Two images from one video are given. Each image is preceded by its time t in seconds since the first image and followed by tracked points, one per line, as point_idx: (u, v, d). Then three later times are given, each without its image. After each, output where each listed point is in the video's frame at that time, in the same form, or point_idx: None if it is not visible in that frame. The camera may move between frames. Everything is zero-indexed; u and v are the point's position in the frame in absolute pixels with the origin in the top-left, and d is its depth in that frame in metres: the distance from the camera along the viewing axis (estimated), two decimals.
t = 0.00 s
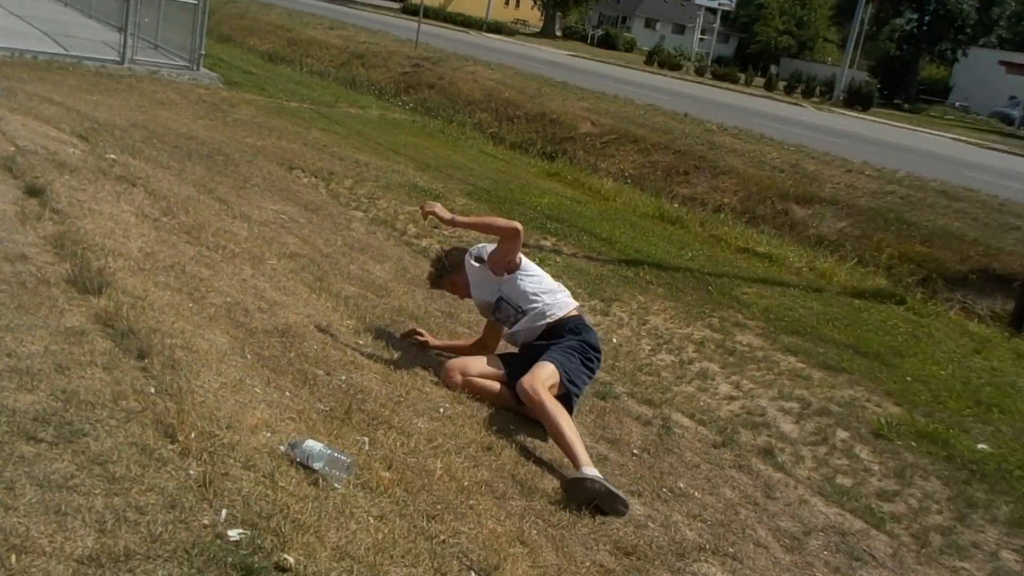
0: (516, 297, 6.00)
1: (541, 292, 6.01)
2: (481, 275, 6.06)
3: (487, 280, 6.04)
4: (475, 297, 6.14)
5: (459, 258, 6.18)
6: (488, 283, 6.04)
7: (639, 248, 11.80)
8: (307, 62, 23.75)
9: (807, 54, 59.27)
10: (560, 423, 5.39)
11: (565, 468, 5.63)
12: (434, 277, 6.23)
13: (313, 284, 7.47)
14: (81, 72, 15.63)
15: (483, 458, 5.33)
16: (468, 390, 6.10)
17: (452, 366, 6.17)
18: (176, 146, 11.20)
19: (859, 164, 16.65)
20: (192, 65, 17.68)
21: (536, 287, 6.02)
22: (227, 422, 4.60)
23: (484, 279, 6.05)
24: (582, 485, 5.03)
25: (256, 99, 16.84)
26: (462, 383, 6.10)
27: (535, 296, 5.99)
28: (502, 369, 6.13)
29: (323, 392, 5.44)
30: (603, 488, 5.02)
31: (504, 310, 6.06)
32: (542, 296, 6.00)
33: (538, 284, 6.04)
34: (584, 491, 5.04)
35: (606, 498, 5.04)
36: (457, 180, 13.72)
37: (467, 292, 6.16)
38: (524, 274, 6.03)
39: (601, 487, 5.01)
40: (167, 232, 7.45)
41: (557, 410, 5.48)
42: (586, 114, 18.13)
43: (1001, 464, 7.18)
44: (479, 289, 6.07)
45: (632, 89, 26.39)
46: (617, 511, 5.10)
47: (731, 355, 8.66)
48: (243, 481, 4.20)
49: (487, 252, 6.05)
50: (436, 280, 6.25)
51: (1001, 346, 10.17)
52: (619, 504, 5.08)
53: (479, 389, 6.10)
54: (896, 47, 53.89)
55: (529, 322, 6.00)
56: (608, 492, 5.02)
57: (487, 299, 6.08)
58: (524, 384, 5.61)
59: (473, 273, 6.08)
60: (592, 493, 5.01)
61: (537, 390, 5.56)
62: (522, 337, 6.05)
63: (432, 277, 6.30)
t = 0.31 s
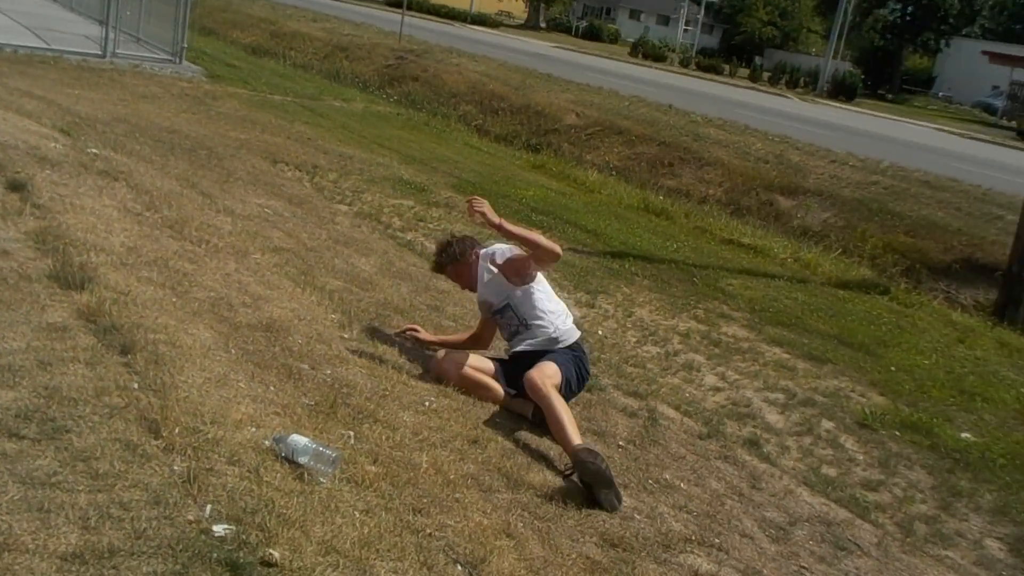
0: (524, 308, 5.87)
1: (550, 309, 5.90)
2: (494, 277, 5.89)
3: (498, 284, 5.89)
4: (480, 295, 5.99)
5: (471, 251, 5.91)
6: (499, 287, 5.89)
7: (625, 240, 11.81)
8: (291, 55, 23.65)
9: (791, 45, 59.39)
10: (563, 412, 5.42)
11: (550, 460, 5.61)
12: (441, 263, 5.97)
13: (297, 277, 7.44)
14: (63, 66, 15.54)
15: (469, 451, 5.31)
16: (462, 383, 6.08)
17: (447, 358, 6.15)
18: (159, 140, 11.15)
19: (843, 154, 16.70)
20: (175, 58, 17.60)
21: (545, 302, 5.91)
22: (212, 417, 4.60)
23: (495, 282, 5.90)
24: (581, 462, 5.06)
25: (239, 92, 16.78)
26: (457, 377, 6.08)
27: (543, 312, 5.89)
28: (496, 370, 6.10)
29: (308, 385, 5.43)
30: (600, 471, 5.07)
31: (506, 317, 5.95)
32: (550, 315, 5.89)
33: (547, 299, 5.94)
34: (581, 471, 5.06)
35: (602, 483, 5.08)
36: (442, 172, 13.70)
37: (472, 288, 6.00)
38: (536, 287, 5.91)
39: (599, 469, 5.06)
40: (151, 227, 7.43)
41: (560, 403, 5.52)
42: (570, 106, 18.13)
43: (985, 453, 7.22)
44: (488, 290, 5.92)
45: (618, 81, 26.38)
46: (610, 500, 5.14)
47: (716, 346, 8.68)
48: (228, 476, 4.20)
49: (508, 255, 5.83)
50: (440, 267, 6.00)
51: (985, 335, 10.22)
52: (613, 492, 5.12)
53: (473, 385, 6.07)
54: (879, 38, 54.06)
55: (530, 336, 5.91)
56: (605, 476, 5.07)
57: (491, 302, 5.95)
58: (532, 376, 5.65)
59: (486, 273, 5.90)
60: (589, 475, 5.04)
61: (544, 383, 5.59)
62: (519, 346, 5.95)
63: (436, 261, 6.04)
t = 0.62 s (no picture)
0: (530, 324, 5.90)
1: (555, 331, 5.96)
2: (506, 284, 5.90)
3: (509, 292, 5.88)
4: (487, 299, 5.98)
5: (490, 253, 5.98)
6: (509, 295, 5.88)
7: (615, 236, 11.81)
8: (279, 53, 23.60)
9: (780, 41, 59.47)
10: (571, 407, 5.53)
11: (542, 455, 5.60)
12: (458, 252, 5.95)
13: (286, 275, 7.42)
14: (50, 64, 15.47)
15: (460, 448, 5.29)
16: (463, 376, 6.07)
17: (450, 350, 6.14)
18: (148, 138, 11.11)
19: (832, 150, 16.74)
20: (163, 56, 17.53)
21: (550, 322, 5.96)
22: (201, 414, 4.59)
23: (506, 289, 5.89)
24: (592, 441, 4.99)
25: (228, 90, 16.73)
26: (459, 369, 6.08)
27: (548, 329, 5.94)
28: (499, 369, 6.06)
29: (298, 383, 5.41)
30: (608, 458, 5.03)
31: (509, 328, 5.95)
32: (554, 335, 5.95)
33: (553, 318, 5.99)
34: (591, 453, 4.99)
35: (607, 472, 5.06)
36: (432, 170, 13.68)
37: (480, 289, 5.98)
38: (545, 304, 5.95)
39: (609, 453, 5.00)
40: (139, 225, 7.40)
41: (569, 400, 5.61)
42: (560, 103, 18.13)
43: (975, 447, 7.24)
44: (500, 297, 5.89)
45: (607, 77, 26.35)
46: (611, 493, 5.11)
47: (707, 342, 8.68)
48: (217, 473, 4.19)
49: (526, 270, 5.86)
50: (455, 258, 5.98)
51: (973, 330, 10.26)
52: (616, 484, 5.10)
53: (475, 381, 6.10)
54: (868, 34, 54.17)
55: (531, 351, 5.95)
56: (612, 465, 5.03)
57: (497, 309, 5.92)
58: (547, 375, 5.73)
59: (500, 280, 5.92)
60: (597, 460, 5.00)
61: (558, 383, 5.66)
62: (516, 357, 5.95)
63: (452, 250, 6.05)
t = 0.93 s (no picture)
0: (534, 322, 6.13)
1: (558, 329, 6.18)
2: (513, 290, 6.11)
3: (516, 297, 6.11)
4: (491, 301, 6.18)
5: (497, 254, 6.05)
6: (516, 301, 6.11)
7: (606, 231, 11.81)
8: (270, 49, 23.53)
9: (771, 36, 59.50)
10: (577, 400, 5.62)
11: (534, 450, 5.59)
12: (465, 254, 5.98)
13: (278, 272, 7.41)
14: (39, 61, 15.40)
15: (452, 445, 5.29)
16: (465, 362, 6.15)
17: (458, 335, 6.24)
18: (137, 135, 11.09)
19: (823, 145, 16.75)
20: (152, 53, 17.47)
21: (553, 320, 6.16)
22: (192, 413, 4.60)
23: (512, 294, 6.11)
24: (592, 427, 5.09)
25: (218, 86, 16.68)
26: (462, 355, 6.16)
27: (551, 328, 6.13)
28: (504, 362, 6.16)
29: (289, 380, 5.41)
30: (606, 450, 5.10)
31: (513, 328, 6.17)
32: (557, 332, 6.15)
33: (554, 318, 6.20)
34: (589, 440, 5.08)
35: (605, 464, 5.12)
36: (423, 166, 13.66)
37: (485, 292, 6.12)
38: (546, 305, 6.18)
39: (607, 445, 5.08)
40: (129, 223, 7.40)
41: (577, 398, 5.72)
42: (552, 99, 18.12)
43: (965, 441, 7.26)
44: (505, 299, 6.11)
45: (599, 73, 26.31)
46: (608, 486, 5.16)
47: (698, 337, 8.69)
48: (208, 472, 4.19)
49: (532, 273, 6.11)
50: (460, 259, 6.02)
51: (964, 324, 10.28)
52: (613, 478, 5.15)
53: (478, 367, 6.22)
54: (859, 28, 54.23)
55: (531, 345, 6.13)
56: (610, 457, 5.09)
57: (501, 313, 6.14)
58: (557, 371, 5.86)
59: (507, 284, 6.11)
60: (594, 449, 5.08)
61: (566, 380, 5.79)
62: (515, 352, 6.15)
63: (457, 248, 6.09)
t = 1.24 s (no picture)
0: (538, 323, 6.25)
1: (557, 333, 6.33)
2: (518, 291, 6.26)
3: (520, 299, 6.26)
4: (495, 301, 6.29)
5: (504, 258, 6.23)
6: (521, 302, 6.26)
7: (598, 231, 11.83)
8: (260, 50, 23.50)
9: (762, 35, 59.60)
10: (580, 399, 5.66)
11: (527, 451, 5.58)
12: (480, 252, 6.11)
13: (269, 274, 7.39)
14: (28, 64, 15.37)
15: (445, 446, 5.28)
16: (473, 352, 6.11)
17: (470, 324, 6.22)
18: (128, 138, 11.07)
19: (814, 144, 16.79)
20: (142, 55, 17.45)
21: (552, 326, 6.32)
22: (184, 416, 4.59)
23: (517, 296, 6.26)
24: (582, 421, 5.33)
25: (209, 88, 16.66)
26: (474, 343, 6.12)
27: (552, 332, 6.27)
28: (507, 359, 6.16)
29: (282, 382, 5.40)
30: (599, 439, 5.28)
31: (516, 328, 6.26)
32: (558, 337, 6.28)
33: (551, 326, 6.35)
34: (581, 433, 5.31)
35: (600, 452, 5.28)
36: (414, 167, 13.66)
37: (492, 292, 6.24)
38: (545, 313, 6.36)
39: (600, 438, 5.29)
40: (119, 226, 7.39)
41: (581, 397, 5.79)
42: (543, 99, 18.14)
43: (958, 439, 7.27)
44: (513, 301, 6.26)
45: (591, 73, 26.31)
46: (606, 475, 5.30)
47: (691, 337, 8.69)
48: (200, 475, 4.19)
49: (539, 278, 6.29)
50: (473, 258, 6.13)
51: (956, 321, 10.31)
52: (610, 466, 5.29)
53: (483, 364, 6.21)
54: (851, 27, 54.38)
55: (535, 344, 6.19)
56: (602, 444, 5.26)
57: (506, 314, 6.27)
58: (560, 370, 5.90)
59: (512, 285, 6.25)
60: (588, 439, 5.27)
61: (569, 380, 5.84)
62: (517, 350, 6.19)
63: (465, 248, 6.18)
